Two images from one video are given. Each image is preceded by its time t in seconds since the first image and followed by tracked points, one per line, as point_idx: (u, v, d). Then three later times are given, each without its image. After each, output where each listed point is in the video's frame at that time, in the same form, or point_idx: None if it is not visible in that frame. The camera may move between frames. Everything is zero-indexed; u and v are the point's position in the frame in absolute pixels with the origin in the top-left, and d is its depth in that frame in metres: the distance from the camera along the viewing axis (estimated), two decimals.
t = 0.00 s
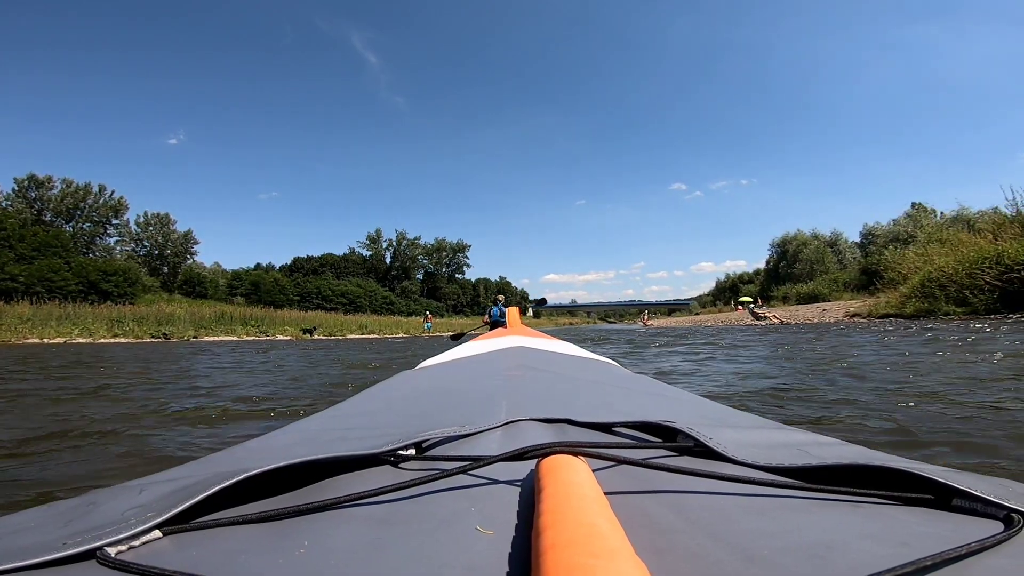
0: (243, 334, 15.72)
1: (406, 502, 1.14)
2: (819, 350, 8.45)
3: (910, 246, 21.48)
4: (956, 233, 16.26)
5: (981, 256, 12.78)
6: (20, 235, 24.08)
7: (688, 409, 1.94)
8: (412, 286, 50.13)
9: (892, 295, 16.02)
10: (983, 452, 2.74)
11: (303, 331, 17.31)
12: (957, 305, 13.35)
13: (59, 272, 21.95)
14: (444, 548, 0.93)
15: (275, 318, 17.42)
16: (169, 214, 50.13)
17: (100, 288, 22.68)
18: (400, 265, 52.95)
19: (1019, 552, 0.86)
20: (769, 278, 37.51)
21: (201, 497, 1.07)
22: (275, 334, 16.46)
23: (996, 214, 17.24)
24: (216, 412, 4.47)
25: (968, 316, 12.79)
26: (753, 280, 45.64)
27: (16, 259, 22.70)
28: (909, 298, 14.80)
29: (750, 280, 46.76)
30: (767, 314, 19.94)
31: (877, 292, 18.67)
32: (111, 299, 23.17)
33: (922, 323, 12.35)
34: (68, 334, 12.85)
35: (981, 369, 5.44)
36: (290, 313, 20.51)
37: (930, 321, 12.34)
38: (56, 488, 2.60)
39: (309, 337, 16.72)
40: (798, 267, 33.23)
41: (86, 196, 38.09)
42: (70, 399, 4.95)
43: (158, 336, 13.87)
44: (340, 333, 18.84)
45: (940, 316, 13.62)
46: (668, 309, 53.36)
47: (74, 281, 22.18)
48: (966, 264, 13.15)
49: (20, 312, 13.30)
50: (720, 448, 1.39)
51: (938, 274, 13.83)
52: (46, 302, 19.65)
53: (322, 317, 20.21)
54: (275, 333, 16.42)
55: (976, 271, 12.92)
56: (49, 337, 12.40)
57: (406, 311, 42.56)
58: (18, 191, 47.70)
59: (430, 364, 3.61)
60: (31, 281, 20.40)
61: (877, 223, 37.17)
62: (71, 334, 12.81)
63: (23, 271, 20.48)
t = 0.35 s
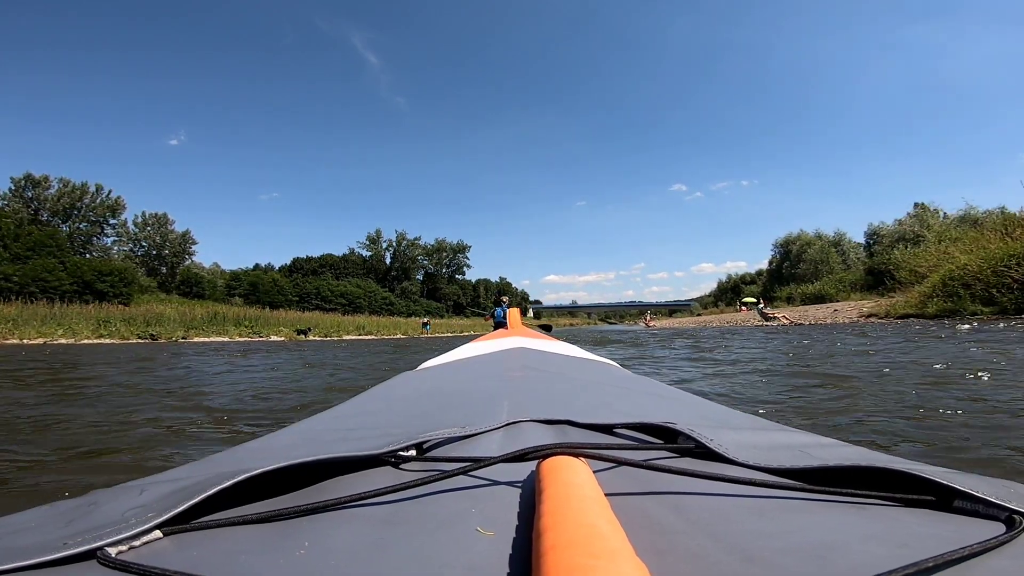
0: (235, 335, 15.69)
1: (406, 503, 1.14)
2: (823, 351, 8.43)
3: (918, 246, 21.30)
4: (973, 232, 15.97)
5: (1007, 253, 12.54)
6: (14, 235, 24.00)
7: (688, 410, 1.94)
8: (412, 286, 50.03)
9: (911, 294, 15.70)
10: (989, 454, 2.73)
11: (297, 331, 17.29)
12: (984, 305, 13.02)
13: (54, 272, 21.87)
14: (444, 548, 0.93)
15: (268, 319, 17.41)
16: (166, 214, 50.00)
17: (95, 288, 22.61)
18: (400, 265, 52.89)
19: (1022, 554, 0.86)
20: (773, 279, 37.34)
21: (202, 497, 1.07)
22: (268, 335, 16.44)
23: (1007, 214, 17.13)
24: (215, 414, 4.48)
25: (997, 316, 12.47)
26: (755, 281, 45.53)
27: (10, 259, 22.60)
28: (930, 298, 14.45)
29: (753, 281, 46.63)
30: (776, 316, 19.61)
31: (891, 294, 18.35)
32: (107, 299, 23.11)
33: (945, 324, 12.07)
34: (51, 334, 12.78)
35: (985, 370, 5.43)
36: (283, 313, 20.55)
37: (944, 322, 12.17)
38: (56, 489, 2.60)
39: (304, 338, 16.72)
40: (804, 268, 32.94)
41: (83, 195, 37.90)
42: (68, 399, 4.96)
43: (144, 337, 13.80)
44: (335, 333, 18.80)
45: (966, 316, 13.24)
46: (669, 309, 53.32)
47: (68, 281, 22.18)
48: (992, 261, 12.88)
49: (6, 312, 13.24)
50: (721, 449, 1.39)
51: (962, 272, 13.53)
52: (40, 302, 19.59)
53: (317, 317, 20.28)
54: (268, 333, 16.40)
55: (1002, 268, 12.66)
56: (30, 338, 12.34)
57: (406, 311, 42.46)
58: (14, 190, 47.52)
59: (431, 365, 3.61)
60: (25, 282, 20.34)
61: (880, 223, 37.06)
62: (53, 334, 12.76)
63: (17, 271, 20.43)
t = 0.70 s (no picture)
0: (225, 335, 15.63)
1: (411, 503, 1.14)
2: (825, 351, 8.38)
3: (926, 246, 21.05)
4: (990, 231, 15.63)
5: None
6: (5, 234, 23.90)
7: (691, 410, 1.95)
8: (411, 287, 50.02)
9: (929, 294, 15.24)
10: (995, 455, 2.73)
11: (290, 331, 17.27)
12: (1010, 304, 12.61)
13: (46, 271, 21.77)
14: (449, 549, 0.93)
15: (260, 320, 17.37)
16: (162, 213, 49.70)
17: (88, 287, 22.53)
18: (399, 265, 52.85)
19: None
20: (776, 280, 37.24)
21: (206, 497, 1.07)
22: (260, 335, 16.42)
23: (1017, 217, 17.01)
24: (215, 415, 4.47)
25: None
26: (756, 281, 45.41)
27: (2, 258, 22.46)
28: (950, 298, 14.01)
29: (753, 281, 46.51)
30: (785, 318, 19.20)
31: (904, 295, 17.94)
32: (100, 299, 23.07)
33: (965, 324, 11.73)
34: (30, 334, 12.69)
35: (988, 369, 5.41)
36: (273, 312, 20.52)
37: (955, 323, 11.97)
38: (55, 491, 2.59)
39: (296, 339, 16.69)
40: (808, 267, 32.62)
41: (78, 194, 37.66)
42: (67, 400, 4.96)
43: (128, 337, 13.69)
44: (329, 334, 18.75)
45: (992, 316, 12.78)
46: (668, 309, 53.24)
47: (61, 280, 22.08)
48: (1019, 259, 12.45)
49: None
50: (723, 449, 1.39)
51: (985, 271, 13.11)
52: (32, 300, 19.54)
53: (311, 317, 20.27)
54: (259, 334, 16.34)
55: None
56: (9, 337, 12.24)
57: (405, 312, 42.43)
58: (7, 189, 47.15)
59: (433, 366, 3.62)
60: (17, 280, 20.27)
61: (882, 222, 36.96)
62: (33, 334, 12.66)
63: (8, 270, 20.34)
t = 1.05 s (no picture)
0: (212, 333, 15.54)
1: (411, 504, 1.14)
2: (825, 351, 8.35)
3: (931, 246, 20.87)
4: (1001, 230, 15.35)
5: None
6: None
7: (690, 411, 1.95)
8: (409, 286, 49.97)
9: (945, 293, 14.77)
10: (995, 457, 2.72)
11: (280, 331, 17.19)
12: None
13: (37, 267, 21.63)
14: (449, 550, 0.93)
15: (250, 318, 17.29)
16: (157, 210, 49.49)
17: (78, 284, 22.42)
18: (397, 264, 52.82)
19: None
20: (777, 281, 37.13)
21: (206, 498, 1.07)
22: (249, 334, 16.37)
23: None
24: (212, 415, 4.46)
25: None
26: (755, 282, 45.36)
27: None
28: (972, 298, 13.51)
29: (753, 282, 46.46)
30: (792, 317, 18.86)
31: (915, 296, 17.56)
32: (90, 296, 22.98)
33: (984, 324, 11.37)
34: (9, 331, 12.50)
35: (989, 370, 5.39)
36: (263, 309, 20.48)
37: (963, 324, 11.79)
38: (50, 492, 2.57)
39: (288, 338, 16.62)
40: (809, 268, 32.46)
41: (71, 190, 37.39)
42: (63, 400, 4.95)
43: (108, 335, 13.48)
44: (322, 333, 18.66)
45: (1018, 316, 12.30)
46: (667, 309, 53.21)
47: (51, 276, 21.93)
48: None
49: None
50: (723, 450, 1.39)
51: (1011, 267, 12.63)
52: (22, 297, 19.43)
53: (303, 315, 20.26)
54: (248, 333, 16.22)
55: None
56: None
57: (402, 310, 42.38)
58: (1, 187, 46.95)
59: (432, 367, 3.61)
60: (6, 276, 20.14)
61: (882, 222, 36.98)
62: (11, 330, 12.47)
63: None
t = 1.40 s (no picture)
0: (198, 331, 15.44)
1: (412, 504, 1.14)
2: (826, 351, 8.33)
3: (936, 246, 20.72)
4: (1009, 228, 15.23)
5: None
6: None
7: (691, 411, 1.94)
8: (406, 285, 49.98)
9: (963, 291, 14.07)
10: (997, 457, 2.71)
11: (269, 330, 17.08)
12: None
13: (27, 263, 21.42)
14: (450, 550, 0.93)
15: (240, 317, 17.21)
16: (151, 207, 49.22)
17: (69, 281, 22.26)
18: (394, 263, 52.79)
19: None
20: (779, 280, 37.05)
21: (205, 499, 1.06)
22: (237, 332, 16.30)
23: None
24: (209, 415, 4.45)
25: None
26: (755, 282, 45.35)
27: None
28: (993, 297, 12.84)
29: (752, 282, 46.47)
30: (801, 317, 18.52)
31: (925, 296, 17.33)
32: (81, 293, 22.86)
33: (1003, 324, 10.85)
34: None
35: (990, 369, 5.39)
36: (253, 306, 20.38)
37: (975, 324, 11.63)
38: (49, 492, 2.57)
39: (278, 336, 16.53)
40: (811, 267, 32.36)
41: (64, 187, 37.08)
42: (61, 400, 4.94)
43: (87, 334, 13.25)
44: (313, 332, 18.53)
45: None
46: (666, 309, 53.08)
47: (41, 273, 21.71)
48: None
49: None
50: (723, 449, 1.39)
51: None
52: (13, 293, 19.28)
53: (296, 313, 20.16)
54: (237, 332, 16.07)
55: None
56: None
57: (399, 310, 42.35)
58: None
59: (432, 366, 3.61)
60: None
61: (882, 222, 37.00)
62: None
63: None
